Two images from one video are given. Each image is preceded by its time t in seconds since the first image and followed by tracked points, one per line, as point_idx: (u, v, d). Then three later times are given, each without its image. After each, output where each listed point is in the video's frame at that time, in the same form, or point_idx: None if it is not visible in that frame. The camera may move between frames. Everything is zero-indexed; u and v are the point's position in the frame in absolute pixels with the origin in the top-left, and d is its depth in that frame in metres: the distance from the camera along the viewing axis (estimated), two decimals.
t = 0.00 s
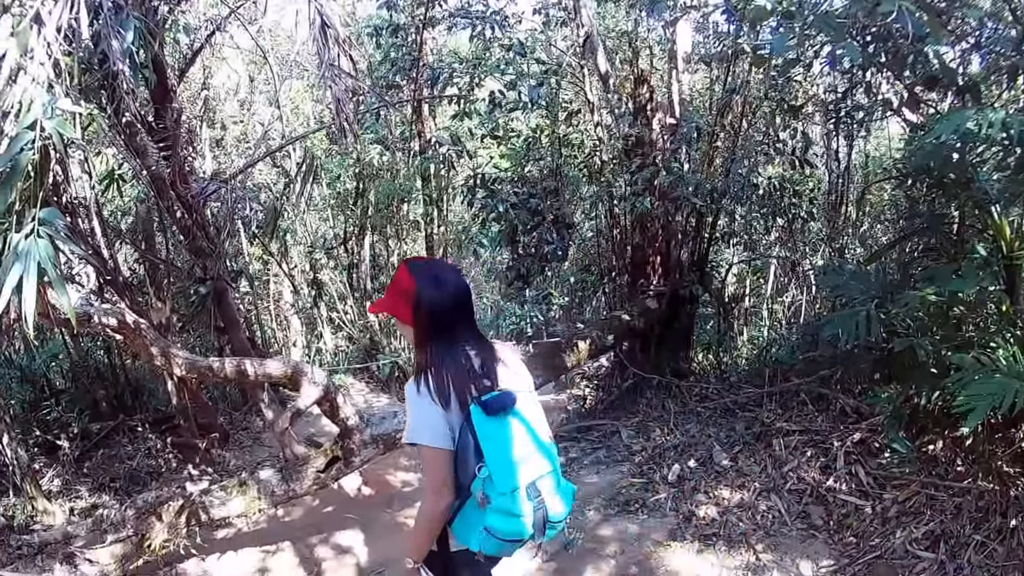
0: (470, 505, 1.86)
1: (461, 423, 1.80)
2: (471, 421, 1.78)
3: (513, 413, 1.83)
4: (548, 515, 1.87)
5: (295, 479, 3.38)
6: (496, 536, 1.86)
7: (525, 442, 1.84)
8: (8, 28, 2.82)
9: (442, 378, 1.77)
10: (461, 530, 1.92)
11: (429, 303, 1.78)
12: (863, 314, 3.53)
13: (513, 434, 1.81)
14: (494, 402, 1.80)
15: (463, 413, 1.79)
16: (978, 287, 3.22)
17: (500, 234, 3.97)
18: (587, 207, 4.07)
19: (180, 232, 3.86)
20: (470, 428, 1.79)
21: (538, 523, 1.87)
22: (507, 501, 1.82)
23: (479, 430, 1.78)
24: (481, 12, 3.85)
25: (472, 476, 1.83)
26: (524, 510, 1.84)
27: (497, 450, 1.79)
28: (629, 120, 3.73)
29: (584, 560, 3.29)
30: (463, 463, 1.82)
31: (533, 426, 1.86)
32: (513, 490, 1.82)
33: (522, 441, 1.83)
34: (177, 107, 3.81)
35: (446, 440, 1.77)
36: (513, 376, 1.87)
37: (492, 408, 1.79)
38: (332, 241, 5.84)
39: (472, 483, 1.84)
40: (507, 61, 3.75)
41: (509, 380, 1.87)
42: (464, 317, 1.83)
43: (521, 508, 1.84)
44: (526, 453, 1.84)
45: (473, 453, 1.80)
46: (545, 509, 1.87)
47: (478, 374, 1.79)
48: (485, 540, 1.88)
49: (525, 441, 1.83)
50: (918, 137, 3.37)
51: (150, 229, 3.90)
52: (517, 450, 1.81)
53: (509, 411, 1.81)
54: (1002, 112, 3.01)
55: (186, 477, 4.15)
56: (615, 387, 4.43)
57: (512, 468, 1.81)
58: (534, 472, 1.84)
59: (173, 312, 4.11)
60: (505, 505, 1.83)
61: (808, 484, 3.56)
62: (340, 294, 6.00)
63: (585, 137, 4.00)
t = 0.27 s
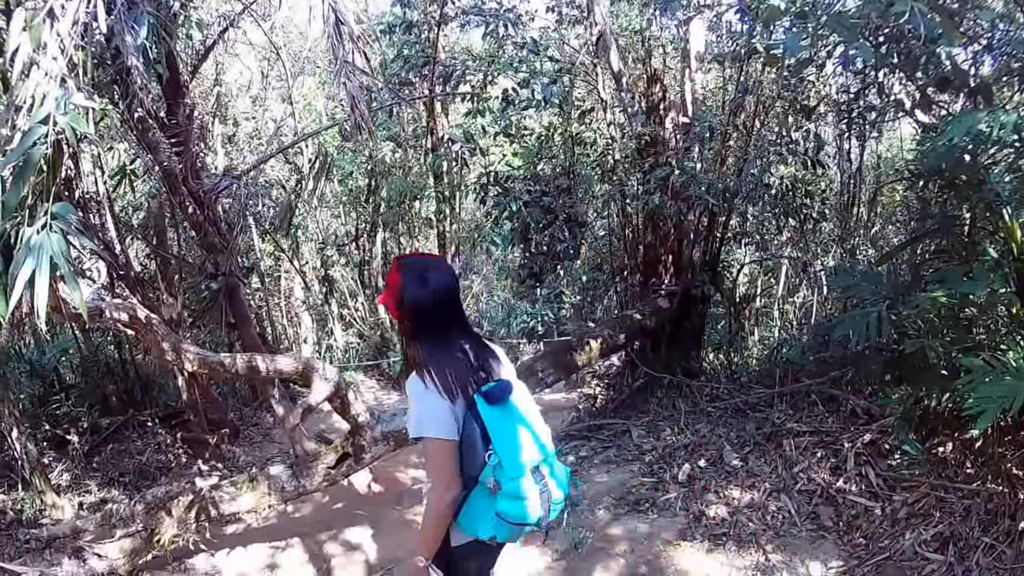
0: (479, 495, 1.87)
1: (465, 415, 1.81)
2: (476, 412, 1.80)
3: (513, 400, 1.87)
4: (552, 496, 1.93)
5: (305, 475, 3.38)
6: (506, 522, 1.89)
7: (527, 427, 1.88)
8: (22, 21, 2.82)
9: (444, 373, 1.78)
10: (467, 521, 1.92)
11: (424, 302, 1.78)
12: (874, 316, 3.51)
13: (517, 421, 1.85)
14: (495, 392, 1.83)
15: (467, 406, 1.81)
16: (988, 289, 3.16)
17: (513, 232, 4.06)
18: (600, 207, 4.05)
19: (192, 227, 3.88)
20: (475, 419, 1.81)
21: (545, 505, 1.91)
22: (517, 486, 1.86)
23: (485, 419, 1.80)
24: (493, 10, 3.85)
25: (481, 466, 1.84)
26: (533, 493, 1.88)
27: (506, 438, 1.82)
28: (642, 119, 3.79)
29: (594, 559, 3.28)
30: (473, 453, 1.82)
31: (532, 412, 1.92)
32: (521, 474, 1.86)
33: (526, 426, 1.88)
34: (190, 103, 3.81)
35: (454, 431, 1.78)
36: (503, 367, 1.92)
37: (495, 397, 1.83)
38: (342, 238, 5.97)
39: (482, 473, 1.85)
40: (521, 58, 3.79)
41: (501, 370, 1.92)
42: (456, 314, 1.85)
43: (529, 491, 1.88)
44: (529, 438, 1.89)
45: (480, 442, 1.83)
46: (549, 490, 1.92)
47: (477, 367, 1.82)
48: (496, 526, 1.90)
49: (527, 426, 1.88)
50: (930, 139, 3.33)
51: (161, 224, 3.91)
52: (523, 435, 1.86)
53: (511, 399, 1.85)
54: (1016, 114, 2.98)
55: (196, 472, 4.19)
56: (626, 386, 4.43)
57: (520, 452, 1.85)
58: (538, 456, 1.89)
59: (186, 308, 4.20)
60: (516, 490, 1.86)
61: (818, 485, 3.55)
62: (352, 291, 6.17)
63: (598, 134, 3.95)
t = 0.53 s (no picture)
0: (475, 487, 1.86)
1: (465, 407, 1.81)
2: (476, 404, 1.80)
3: (513, 395, 1.87)
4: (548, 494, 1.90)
5: (315, 472, 3.38)
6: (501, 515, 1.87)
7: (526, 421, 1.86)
8: (35, 14, 2.83)
9: (447, 364, 1.79)
10: (464, 515, 1.90)
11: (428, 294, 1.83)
12: (887, 316, 3.46)
13: (516, 413, 1.84)
14: (495, 386, 1.84)
15: (467, 398, 1.81)
16: (1001, 291, 3.10)
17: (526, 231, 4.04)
18: (612, 205, 4.07)
19: (203, 223, 3.88)
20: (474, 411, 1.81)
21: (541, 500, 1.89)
22: (512, 480, 1.83)
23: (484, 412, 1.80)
24: (506, 8, 3.80)
25: (478, 458, 1.84)
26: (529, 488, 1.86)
27: (504, 430, 1.81)
28: (655, 119, 3.78)
29: (603, 559, 3.27)
30: (469, 445, 1.83)
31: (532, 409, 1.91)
32: (518, 469, 1.84)
33: (525, 421, 1.85)
34: (203, 98, 3.83)
35: (455, 422, 1.77)
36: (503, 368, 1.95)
37: (496, 390, 1.83)
38: (354, 235, 5.96)
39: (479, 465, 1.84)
40: (534, 57, 3.78)
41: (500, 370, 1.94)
42: (456, 311, 1.90)
43: (526, 486, 1.86)
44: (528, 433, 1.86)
45: (479, 435, 1.83)
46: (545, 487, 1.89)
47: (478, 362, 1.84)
48: (492, 521, 1.88)
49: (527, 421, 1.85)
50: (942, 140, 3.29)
51: (173, 220, 3.92)
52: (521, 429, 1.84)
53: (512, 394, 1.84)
54: None
55: (205, 467, 4.21)
56: (637, 386, 4.41)
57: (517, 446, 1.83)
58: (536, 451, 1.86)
59: (197, 304, 4.25)
60: (512, 484, 1.84)
61: (828, 486, 3.54)
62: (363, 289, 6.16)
63: (610, 133, 4.01)
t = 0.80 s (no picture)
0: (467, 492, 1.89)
1: (457, 413, 1.85)
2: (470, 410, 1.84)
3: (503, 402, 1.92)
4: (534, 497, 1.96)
5: (325, 468, 3.38)
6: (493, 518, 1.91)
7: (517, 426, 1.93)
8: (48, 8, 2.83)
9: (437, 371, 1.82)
10: (454, 517, 1.93)
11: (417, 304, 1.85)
12: (897, 317, 3.45)
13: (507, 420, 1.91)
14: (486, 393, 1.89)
15: (460, 403, 1.85)
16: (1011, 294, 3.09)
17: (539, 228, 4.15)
18: (625, 204, 4.05)
19: (214, 219, 3.87)
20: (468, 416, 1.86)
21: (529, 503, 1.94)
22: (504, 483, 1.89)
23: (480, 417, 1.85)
24: (520, 7, 4.02)
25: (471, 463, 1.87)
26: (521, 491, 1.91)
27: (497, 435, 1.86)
28: (668, 118, 3.76)
29: (612, 558, 3.27)
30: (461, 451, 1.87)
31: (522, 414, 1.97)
32: (509, 471, 1.89)
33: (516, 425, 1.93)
34: (216, 95, 3.84)
35: (451, 427, 1.81)
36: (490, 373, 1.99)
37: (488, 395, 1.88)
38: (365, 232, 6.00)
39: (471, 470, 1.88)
40: (547, 55, 3.91)
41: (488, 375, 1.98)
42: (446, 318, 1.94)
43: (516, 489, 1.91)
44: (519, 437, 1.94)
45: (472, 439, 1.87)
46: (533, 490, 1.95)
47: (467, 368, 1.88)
48: (482, 523, 1.91)
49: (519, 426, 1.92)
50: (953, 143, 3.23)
51: (184, 217, 3.94)
52: (513, 435, 1.90)
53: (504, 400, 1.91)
54: None
55: (215, 464, 4.24)
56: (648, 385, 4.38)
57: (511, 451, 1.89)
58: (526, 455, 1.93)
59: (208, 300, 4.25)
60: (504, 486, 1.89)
61: (838, 487, 3.52)
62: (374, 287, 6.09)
63: (623, 133, 3.98)
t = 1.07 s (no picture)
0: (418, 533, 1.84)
1: (409, 454, 1.79)
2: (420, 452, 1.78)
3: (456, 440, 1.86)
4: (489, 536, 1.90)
5: (334, 466, 3.42)
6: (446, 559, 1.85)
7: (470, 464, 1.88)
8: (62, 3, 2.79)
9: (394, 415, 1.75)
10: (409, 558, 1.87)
11: (380, 343, 1.76)
12: (909, 319, 3.43)
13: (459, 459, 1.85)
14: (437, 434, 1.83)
15: (410, 445, 1.80)
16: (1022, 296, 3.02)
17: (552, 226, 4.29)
18: (637, 204, 4.04)
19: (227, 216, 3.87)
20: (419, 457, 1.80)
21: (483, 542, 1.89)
22: (456, 523, 1.83)
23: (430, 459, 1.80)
24: (534, 5, 4.02)
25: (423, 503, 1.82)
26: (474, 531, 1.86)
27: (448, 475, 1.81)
28: (681, 118, 3.76)
29: (621, 557, 3.27)
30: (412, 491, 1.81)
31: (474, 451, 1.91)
32: (462, 511, 1.84)
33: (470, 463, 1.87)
34: (228, 92, 3.84)
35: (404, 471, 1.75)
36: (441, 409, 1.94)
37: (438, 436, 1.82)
38: (377, 230, 5.83)
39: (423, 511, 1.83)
40: (561, 54, 3.93)
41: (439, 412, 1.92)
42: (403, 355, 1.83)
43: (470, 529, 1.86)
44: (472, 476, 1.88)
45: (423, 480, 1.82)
46: (487, 529, 1.89)
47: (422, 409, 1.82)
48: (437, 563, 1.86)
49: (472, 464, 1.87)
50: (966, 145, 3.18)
51: (196, 213, 3.97)
52: (463, 476, 1.84)
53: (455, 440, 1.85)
54: None
55: (225, 460, 4.26)
56: (657, 385, 4.39)
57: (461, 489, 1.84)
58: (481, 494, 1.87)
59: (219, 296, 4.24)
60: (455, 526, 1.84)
61: (848, 489, 3.50)
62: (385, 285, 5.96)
63: (635, 133, 4.02)
